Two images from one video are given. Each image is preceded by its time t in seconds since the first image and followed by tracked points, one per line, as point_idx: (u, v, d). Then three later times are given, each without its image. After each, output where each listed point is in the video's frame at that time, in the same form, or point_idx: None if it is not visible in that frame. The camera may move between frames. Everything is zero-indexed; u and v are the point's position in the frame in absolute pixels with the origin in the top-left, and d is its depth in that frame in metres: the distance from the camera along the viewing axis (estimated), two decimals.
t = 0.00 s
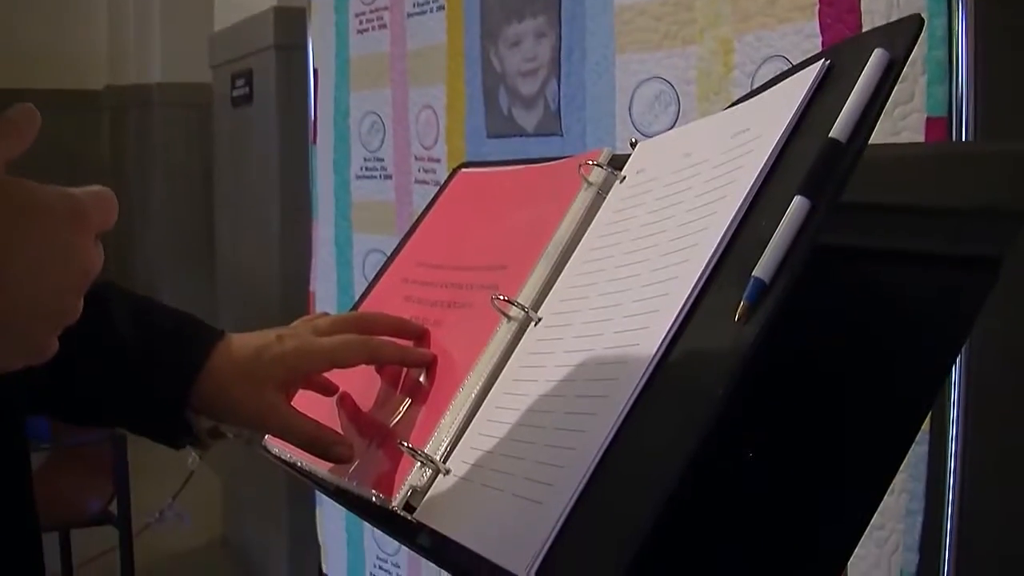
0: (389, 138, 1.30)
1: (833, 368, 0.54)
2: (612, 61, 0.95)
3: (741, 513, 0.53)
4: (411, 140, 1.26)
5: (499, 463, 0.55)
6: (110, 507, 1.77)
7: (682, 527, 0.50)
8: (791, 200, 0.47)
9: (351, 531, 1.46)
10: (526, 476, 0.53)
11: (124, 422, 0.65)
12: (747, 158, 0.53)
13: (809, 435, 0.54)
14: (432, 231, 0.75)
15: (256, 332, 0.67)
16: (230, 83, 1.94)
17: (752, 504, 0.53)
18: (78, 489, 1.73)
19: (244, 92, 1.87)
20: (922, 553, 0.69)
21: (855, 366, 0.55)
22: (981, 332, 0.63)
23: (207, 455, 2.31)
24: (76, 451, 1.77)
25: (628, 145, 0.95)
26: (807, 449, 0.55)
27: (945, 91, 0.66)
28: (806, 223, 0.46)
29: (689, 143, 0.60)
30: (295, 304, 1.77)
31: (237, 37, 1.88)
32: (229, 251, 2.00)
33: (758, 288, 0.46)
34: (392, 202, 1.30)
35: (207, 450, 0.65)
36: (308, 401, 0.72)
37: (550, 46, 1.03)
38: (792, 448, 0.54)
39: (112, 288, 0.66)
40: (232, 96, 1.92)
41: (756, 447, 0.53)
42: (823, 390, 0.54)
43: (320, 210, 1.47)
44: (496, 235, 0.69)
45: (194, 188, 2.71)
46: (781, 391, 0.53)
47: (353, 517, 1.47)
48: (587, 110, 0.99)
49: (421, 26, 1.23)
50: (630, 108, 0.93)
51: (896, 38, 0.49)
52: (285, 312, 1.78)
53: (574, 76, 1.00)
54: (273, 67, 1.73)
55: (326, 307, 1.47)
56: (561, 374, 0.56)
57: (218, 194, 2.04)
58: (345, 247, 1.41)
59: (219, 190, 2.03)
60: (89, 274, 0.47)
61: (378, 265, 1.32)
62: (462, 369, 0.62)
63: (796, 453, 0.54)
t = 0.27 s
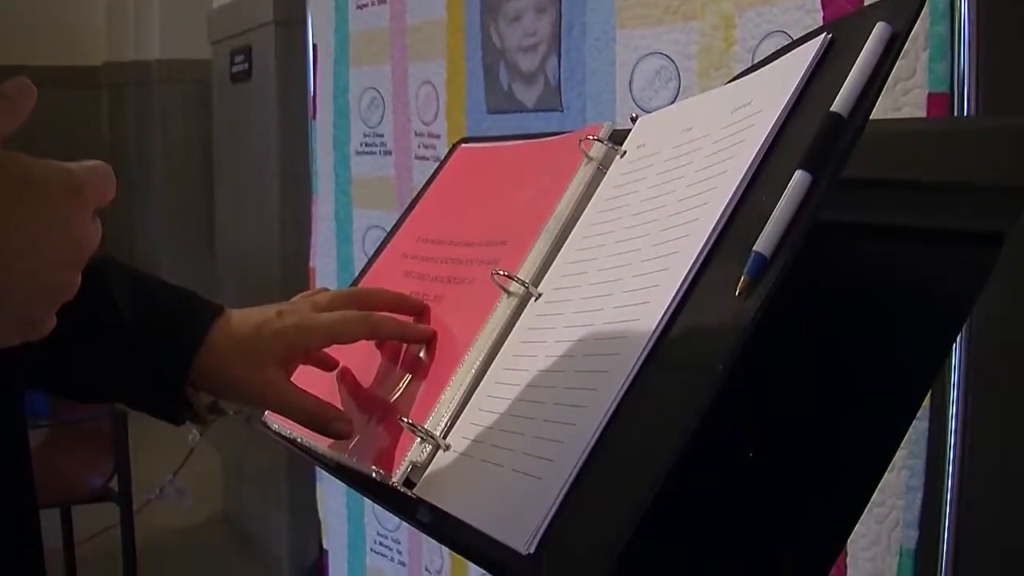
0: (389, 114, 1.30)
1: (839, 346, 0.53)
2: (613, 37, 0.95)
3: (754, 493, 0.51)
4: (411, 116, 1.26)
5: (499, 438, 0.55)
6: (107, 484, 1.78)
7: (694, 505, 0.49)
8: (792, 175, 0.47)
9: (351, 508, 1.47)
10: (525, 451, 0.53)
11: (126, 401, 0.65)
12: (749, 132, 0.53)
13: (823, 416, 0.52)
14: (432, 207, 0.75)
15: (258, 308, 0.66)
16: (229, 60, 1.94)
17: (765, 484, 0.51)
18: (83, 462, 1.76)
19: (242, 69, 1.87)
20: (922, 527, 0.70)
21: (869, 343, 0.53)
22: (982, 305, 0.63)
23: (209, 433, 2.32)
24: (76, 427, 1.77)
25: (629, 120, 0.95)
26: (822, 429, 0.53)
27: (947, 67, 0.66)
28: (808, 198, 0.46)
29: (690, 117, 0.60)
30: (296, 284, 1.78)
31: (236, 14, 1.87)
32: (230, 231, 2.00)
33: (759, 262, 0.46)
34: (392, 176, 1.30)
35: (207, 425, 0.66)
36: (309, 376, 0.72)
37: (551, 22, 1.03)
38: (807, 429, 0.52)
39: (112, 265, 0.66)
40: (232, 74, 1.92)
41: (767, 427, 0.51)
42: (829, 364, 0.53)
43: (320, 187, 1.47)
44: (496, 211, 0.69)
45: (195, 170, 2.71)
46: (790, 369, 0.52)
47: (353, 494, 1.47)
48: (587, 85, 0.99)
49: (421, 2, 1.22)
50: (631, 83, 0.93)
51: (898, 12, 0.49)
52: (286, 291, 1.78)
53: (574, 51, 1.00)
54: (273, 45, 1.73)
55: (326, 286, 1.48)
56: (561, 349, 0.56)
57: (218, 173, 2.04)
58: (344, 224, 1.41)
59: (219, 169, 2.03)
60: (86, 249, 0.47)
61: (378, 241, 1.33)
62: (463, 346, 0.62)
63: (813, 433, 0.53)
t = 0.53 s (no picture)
0: (388, 107, 1.30)
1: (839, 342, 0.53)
2: (613, 31, 0.95)
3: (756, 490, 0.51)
4: (411, 110, 1.26)
5: (499, 433, 0.55)
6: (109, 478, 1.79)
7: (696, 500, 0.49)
8: (794, 171, 0.47)
9: (351, 502, 1.47)
10: (525, 446, 0.53)
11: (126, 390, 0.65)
12: (750, 127, 0.53)
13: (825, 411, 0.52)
14: (431, 201, 0.75)
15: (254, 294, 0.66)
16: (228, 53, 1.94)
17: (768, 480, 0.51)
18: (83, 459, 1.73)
19: (242, 62, 1.86)
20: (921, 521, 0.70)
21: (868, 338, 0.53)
22: (982, 299, 0.63)
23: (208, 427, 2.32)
24: (76, 421, 1.78)
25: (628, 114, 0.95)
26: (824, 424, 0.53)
27: (947, 62, 0.66)
28: (810, 195, 0.46)
29: (690, 112, 0.60)
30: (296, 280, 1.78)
31: (235, 6, 1.87)
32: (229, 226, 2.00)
33: (761, 257, 0.46)
34: (392, 170, 1.30)
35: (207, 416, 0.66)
36: (311, 362, 0.73)
37: (550, 15, 1.03)
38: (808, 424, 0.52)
39: (111, 253, 0.66)
40: (231, 67, 1.92)
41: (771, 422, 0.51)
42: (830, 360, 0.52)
43: (320, 180, 1.47)
44: (495, 204, 0.69)
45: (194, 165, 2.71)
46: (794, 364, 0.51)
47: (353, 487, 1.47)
48: (587, 80, 0.99)
49: None
50: (631, 77, 0.93)
51: (902, 6, 0.48)
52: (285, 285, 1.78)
53: (574, 45, 1.00)
54: (273, 38, 1.73)
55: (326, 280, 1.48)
56: (561, 344, 0.56)
57: (217, 168, 2.04)
58: (344, 219, 1.41)
59: (218, 164, 2.03)
60: (86, 242, 0.47)
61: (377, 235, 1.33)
62: (462, 339, 0.62)
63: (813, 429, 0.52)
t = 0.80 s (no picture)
0: (389, 104, 1.30)
1: (840, 340, 0.52)
2: (615, 28, 0.95)
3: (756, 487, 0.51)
4: (413, 107, 1.26)
5: (500, 429, 0.55)
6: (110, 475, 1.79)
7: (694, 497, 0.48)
8: (795, 167, 0.47)
9: (352, 499, 1.47)
10: (526, 442, 0.53)
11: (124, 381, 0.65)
12: (752, 122, 0.53)
13: (825, 409, 0.52)
14: (432, 198, 0.75)
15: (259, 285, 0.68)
16: (229, 49, 1.94)
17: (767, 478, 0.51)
18: (83, 456, 1.75)
19: (244, 59, 1.86)
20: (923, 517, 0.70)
21: (869, 336, 0.53)
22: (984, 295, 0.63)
23: (210, 424, 2.33)
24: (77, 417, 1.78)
25: (630, 111, 0.95)
26: (824, 421, 0.53)
27: (949, 58, 0.66)
28: (810, 191, 0.46)
29: (692, 108, 0.60)
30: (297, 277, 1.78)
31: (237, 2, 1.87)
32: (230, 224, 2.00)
33: (762, 253, 0.46)
34: (393, 167, 1.30)
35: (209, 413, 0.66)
36: (316, 353, 0.73)
37: (552, 12, 1.03)
38: (809, 422, 0.52)
39: (109, 243, 0.66)
40: (232, 64, 1.92)
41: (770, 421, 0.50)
42: (832, 357, 0.52)
43: (321, 177, 1.47)
44: (497, 201, 0.69)
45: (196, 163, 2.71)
46: (793, 361, 0.51)
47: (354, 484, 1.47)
48: (588, 77, 0.99)
49: None
50: (632, 74, 0.93)
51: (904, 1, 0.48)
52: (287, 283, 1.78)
53: (575, 42, 1.00)
54: (274, 35, 1.72)
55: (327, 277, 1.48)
56: (562, 341, 0.56)
57: (219, 165, 2.03)
58: (345, 216, 1.41)
59: (219, 162, 2.03)
60: (87, 237, 0.47)
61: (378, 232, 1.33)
62: (464, 336, 0.62)
63: (813, 427, 0.52)
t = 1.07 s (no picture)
0: (395, 101, 1.30)
1: (841, 336, 0.52)
2: (621, 24, 0.95)
3: (759, 487, 0.51)
4: (419, 104, 1.26)
5: (505, 425, 0.55)
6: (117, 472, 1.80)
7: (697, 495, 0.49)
8: (799, 161, 0.47)
9: (359, 495, 1.47)
10: (532, 438, 0.53)
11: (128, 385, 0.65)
12: (757, 118, 0.53)
13: (829, 406, 0.52)
14: (439, 196, 0.75)
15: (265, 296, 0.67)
16: (236, 47, 1.94)
17: (770, 475, 0.51)
18: (91, 454, 1.75)
19: (251, 57, 1.86)
20: (931, 516, 0.70)
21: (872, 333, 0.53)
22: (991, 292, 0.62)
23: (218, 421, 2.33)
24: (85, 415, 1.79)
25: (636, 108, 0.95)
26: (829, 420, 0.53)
27: (957, 54, 0.66)
28: (814, 184, 0.46)
29: (698, 104, 0.60)
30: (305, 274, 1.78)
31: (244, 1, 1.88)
32: (237, 222, 2.00)
33: (766, 248, 0.46)
34: (399, 165, 1.30)
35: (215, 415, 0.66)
36: (317, 363, 0.72)
37: (558, 9, 1.03)
38: (814, 418, 0.52)
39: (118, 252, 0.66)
40: (239, 62, 1.92)
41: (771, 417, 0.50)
42: (832, 352, 0.53)
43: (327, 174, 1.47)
44: (503, 198, 0.69)
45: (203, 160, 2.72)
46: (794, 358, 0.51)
47: (362, 480, 1.48)
48: (595, 73, 0.99)
49: None
50: (639, 70, 0.93)
51: None
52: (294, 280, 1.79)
53: (582, 39, 1.00)
54: (281, 32, 1.73)
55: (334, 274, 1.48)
56: (568, 336, 0.56)
57: (226, 163, 2.04)
58: (351, 214, 1.41)
59: (226, 159, 2.03)
60: (94, 234, 0.47)
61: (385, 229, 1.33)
62: (470, 333, 0.62)
63: (818, 424, 0.52)
